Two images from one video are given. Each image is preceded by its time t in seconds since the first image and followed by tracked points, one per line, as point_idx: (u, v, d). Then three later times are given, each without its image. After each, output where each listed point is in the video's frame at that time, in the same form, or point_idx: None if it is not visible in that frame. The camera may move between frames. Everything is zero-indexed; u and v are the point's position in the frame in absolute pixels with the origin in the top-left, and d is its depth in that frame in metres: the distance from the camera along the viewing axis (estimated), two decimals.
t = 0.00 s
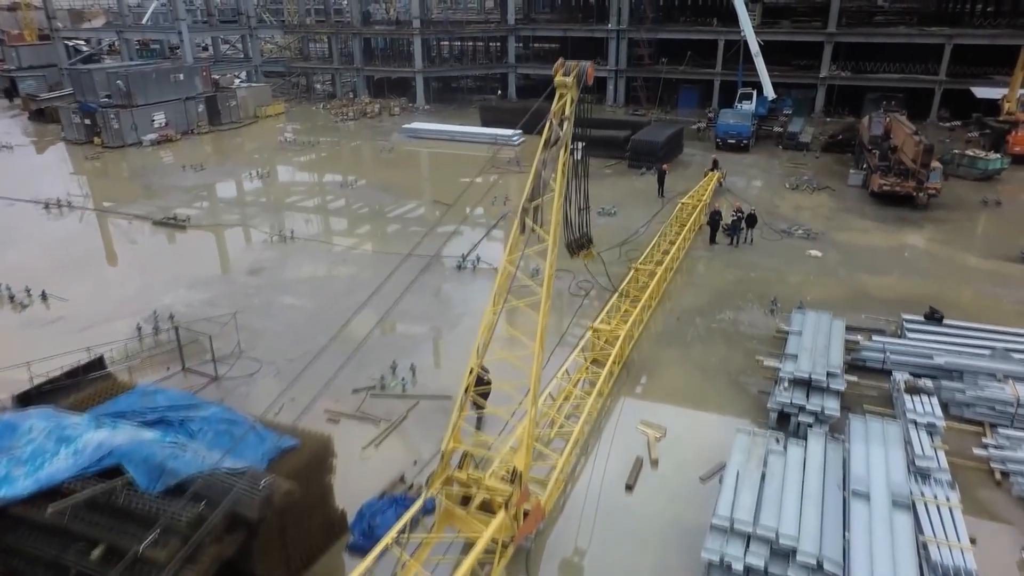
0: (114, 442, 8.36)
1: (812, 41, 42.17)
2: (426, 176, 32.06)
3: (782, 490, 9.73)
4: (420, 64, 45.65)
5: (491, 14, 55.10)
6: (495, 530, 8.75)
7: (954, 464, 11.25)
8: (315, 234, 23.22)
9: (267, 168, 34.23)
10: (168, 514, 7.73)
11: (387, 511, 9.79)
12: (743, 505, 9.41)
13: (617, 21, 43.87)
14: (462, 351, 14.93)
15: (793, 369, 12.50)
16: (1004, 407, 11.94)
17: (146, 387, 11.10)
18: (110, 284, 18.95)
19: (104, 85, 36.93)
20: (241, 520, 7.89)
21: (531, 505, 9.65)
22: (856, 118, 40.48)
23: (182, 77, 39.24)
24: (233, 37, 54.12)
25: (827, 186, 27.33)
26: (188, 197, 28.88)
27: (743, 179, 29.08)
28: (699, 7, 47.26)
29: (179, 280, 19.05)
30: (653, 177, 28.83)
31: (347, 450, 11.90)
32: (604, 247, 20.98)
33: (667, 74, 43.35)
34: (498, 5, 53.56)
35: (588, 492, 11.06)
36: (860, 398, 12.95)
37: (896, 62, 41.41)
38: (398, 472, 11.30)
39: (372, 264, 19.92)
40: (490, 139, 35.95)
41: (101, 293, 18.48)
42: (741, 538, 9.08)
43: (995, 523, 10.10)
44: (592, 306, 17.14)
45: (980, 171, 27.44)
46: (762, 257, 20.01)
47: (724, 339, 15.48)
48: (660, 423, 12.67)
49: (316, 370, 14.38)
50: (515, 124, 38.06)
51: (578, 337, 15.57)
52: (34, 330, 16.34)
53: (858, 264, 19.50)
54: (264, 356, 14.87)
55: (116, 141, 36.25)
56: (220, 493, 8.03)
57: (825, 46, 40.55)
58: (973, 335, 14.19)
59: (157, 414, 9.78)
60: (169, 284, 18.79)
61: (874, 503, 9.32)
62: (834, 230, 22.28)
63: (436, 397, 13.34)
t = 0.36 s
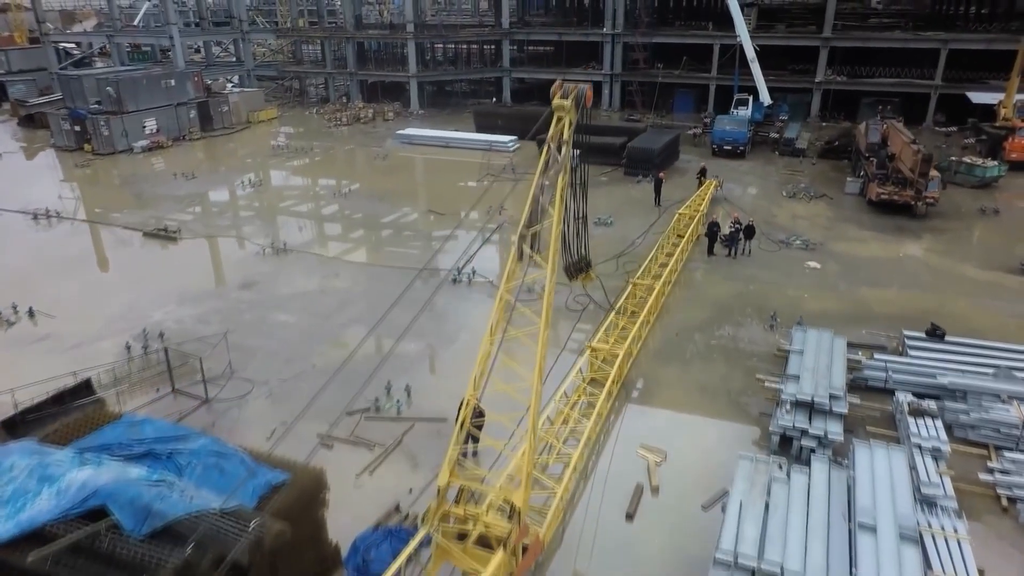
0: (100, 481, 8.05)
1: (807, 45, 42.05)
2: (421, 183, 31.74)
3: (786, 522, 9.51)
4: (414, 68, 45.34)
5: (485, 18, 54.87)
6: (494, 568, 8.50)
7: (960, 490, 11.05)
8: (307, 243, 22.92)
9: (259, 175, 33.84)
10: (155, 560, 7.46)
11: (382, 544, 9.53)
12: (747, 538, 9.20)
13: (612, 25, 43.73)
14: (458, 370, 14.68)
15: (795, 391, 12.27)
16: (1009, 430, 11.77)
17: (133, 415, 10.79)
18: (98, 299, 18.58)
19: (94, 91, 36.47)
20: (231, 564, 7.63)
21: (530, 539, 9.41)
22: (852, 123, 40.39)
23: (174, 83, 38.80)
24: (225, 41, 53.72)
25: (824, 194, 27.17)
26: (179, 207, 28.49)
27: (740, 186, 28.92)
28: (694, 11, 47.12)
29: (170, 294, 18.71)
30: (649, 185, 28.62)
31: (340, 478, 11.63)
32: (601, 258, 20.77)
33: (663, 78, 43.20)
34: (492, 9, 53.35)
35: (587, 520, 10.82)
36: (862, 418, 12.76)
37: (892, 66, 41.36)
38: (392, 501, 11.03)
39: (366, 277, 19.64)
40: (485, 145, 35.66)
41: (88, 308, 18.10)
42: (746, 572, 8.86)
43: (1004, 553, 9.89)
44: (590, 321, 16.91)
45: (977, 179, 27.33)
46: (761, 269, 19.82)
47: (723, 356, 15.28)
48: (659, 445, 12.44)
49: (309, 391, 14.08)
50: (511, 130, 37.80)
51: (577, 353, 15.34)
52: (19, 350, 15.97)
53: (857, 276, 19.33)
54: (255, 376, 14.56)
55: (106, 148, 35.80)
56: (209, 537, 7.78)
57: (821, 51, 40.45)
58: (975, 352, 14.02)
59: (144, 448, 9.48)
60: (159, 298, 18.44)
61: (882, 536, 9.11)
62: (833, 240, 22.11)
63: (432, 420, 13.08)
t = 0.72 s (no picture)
0: (84, 526, 7.66)
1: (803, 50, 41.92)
2: (416, 190, 31.41)
3: (793, 557, 9.27)
4: (409, 73, 45.02)
5: (480, 22, 54.63)
6: None
7: (968, 518, 10.83)
8: (301, 254, 22.62)
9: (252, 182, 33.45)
10: None
11: None
12: None
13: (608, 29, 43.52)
14: (455, 391, 14.41)
15: (799, 415, 12.04)
16: (1017, 455, 11.58)
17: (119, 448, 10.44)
18: (87, 316, 18.19)
19: (84, 98, 36.01)
20: None
21: None
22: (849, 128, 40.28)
23: (165, 89, 38.22)
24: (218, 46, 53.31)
25: (822, 202, 27.00)
26: (170, 216, 28.09)
27: (737, 194, 28.71)
28: (690, 15, 46.96)
29: (161, 310, 18.35)
30: (647, 193, 28.39)
31: (335, 508, 11.33)
32: (600, 271, 20.53)
33: (659, 83, 42.99)
34: (487, 13, 53.13)
35: (588, 553, 10.54)
36: (867, 441, 12.53)
37: (888, 71, 41.26)
38: (388, 533, 10.74)
39: (361, 291, 19.36)
40: (480, 151, 35.33)
41: (76, 326, 17.68)
42: None
43: None
44: (588, 337, 16.65)
45: (975, 187, 27.21)
46: (761, 282, 19.61)
47: (724, 375, 15.05)
48: (660, 472, 12.18)
49: (303, 414, 13.78)
50: (506, 136, 37.55)
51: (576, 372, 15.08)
52: (5, 372, 15.57)
53: (858, 290, 19.13)
54: (248, 399, 14.25)
55: (97, 155, 35.37)
56: None
57: (817, 55, 40.29)
58: (980, 372, 13.82)
59: (131, 484, 9.12)
60: (150, 315, 18.09)
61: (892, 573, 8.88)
62: (832, 252, 21.92)
63: (428, 444, 12.81)
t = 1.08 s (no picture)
0: (69, 567, 7.30)
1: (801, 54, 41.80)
2: (412, 196, 31.08)
3: None
4: (404, 77, 44.70)
5: (476, 25, 54.37)
6: None
7: (978, 544, 10.60)
8: (295, 263, 22.31)
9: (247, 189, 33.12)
10: None
11: None
12: None
13: (605, 33, 43.34)
14: (453, 411, 14.15)
15: (804, 438, 11.81)
16: None
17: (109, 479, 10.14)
18: (77, 332, 17.83)
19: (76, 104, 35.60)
20: None
21: None
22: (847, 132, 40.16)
23: (159, 94, 37.79)
24: (212, 50, 52.92)
25: (822, 210, 26.81)
26: (163, 224, 27.72)
27: (736, 201, 28.51)
28: (687, 18, 46.76)
29: (152, 325, 18.03)
30: (645, 201, 28.17)
31: (329, 535, 11.04)
32: (598, 283, 20.28)
33: (656, 87, 42.80)
34: (483, 16, 52.87)
35: None
36: (872, 462, 12.30)
37: (885, 75, 41.15)
38: (384, 563, 10.46)
39: (357, 303, 19.08)
40: (477, 158, 35.07)
41: (66, 342, 17.32)
42: None
43: None
44: (588, 353, 16.39)
45: (976, 194, 27.06)
46: (761, 294, 19.40)
47: (726, 392, 14.82)
48: (664, 496, 11.90)
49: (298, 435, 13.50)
50: (503, 141, 37.29)
51: (576, 390, 14.79)
52: None
53: (860, 302, 18.93)
54: (241, 419, 13.96)
55: (90, 161, 34.99)
56: None
57: (815, 60, 40.16)
58: (985, 390, 13.62)
59: (122, 521, 8.81)
60: (141, 330, 17.77)
61: None
62: (833, 262, 21.73)
63: (425, 467, 12.53)
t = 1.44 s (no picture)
0: None
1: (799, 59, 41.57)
2: (408, 203, 30.69)
3: None
4: (400, 82, 44.36)
5: (473, 29, 54.03)
6: None
7: None
8: (290, 274, 21.95)
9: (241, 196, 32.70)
10: None
11: None
12: None
13: (602, 37, 42.94)
14: (450, 435, 13.80)
15: (812, 465, 11.51)
16: None
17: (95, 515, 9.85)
18: (66, 350, 17.41)
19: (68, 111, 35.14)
20: None
21: None
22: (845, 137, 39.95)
23: (152, 100, 37.36)
24: (206, 54, 52.47)
25: (822, 218, 26.56)
26: (155, 233, 27.28)
27: (736, 209, 28.24)
28: (685, 22, 46.52)
29: (143, 342, 17.64)
30: (644, 209, 27.88)
31: (323, 570, 10.69)
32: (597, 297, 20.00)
33: (654, 92, 42.55)
34: (479, 20, 52.53)
35: None
36: (880, 489, 12.01)
37: (884, 80, 40.96)
38: None
39: (352, 318, 18.74)
40: (474, 164, 34.72)
41: (53, 361, 16.89)
42: None
43: None
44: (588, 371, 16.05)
45: (977, 202, 26.84)
46: (763, 308, 19.10)
47: (730, 414, 14.50)
48: (667, 526, 11.56)
49: (291, 460, 13.14)
50: (500, 147, 36.99)
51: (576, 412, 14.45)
52: None
53: (863, 316, 18.66)
54: (233, 443, 13.60)
55: (82, 169, 34.55)
56: None
57: (814, 65, 39.93)
58: (994, 412, 13.35)
59: (106, 562, 8.50)
60: (131, 347, 17.40)
61: None
62: (835, 274, 21.46)
63: (423, 495, 12.19)
